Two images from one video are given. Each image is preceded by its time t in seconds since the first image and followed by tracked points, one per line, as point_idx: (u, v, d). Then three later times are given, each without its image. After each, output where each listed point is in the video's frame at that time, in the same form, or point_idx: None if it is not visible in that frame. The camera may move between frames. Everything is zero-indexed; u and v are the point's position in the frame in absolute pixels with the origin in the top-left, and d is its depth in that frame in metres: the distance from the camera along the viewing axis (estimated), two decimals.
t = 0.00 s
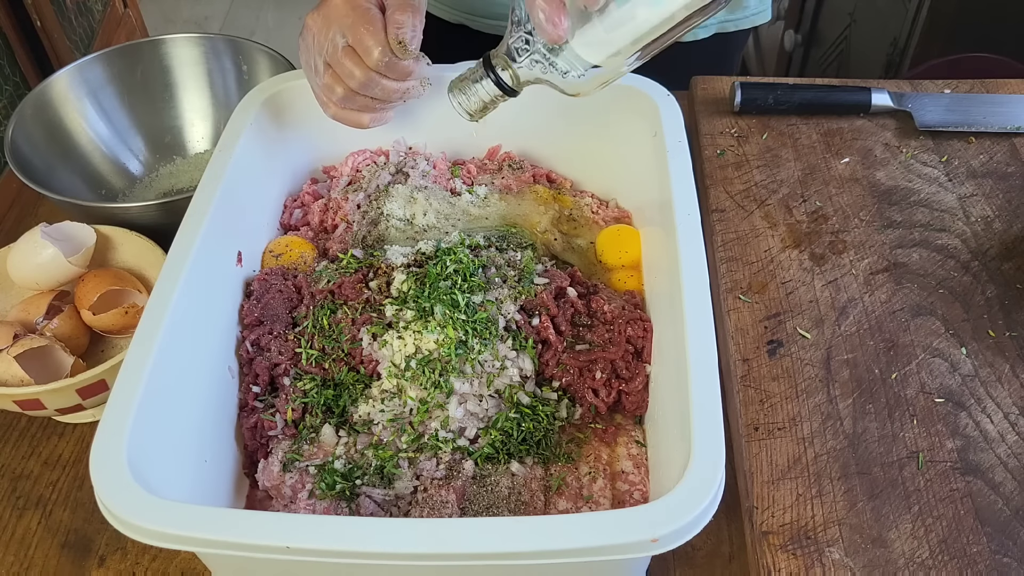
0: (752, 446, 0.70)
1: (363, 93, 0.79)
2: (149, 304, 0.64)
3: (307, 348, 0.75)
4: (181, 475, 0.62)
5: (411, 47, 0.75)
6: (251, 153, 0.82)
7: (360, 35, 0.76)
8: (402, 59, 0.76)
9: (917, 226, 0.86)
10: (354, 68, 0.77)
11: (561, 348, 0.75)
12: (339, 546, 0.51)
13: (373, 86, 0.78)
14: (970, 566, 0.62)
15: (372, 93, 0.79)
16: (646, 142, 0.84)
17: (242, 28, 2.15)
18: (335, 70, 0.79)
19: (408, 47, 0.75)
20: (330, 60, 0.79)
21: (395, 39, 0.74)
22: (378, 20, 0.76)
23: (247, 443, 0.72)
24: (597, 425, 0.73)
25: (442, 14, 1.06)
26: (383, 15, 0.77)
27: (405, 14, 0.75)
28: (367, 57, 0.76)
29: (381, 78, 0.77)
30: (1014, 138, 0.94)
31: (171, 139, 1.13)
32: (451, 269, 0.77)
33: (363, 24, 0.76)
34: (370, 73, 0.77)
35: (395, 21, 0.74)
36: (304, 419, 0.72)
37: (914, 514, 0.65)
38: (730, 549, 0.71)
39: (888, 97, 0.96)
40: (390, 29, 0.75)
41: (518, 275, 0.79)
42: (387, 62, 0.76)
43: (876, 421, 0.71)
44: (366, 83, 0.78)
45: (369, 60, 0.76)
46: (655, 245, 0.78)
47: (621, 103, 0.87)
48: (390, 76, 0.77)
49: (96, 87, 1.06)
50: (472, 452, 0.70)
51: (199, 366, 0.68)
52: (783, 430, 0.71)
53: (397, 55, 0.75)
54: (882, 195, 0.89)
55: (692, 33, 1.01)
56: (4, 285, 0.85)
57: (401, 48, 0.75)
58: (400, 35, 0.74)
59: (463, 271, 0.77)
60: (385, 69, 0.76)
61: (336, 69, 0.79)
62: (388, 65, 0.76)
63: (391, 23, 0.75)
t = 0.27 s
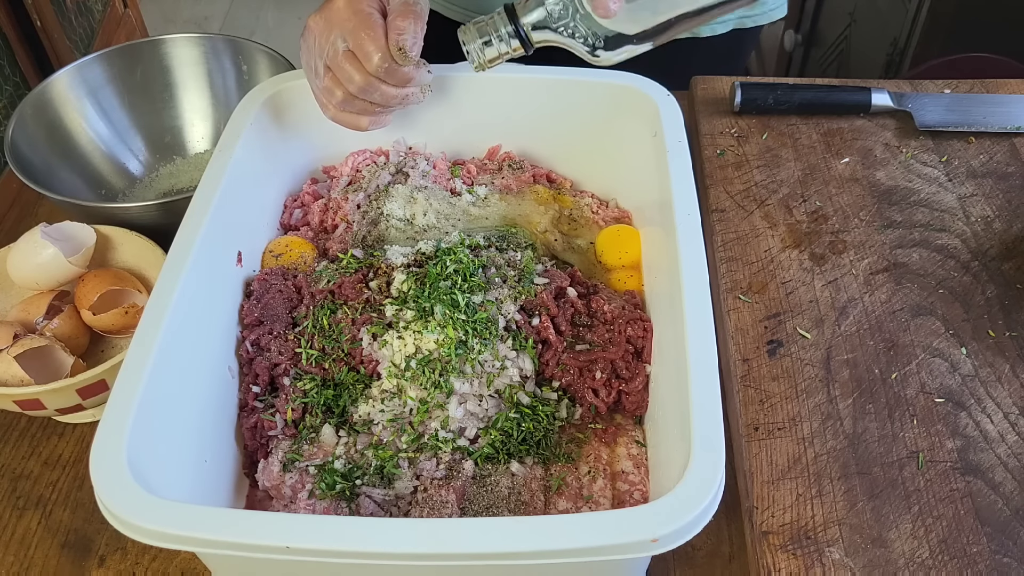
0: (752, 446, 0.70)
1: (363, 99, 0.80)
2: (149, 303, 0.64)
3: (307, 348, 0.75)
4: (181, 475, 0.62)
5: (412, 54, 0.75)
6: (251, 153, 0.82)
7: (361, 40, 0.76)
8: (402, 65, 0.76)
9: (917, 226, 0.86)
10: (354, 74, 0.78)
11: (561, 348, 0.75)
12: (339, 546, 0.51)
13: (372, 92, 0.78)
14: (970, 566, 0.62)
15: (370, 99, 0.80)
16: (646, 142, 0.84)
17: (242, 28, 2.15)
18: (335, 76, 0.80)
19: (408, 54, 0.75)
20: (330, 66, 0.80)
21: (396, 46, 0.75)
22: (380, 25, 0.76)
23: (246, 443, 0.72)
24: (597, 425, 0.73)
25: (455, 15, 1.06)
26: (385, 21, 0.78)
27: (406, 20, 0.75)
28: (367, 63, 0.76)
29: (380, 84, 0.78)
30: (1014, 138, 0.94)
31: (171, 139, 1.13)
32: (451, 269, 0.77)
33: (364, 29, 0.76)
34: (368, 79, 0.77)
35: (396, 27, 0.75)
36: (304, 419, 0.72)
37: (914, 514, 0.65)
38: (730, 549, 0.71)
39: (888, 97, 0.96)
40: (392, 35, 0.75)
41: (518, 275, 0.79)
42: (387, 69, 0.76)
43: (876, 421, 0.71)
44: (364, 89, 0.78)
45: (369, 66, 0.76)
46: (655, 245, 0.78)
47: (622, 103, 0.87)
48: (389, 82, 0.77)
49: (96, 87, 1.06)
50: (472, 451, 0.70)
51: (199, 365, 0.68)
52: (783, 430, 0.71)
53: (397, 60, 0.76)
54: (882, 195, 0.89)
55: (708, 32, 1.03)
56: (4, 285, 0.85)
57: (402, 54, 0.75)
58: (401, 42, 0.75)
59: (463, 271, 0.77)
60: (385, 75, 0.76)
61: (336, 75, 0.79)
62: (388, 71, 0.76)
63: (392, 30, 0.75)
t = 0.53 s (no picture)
0: (752, 446, 0.70)
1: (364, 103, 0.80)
2: (149, 303, 0.64)
3: (307, 348, 0.75)
4: (181, 475, 0.61)
5: (413, 60, 0.76)
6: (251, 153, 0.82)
7: (362, 45, 0.76)
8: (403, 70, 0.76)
9: (918, 226, 0.86)
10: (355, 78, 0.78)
11: (561, 348, 0.75)
12: (338, 546, 0.51)
13: (371, 96, 0.79)
14: (970, 566, 0.62)
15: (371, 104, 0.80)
16: (646, 142, 0.84)
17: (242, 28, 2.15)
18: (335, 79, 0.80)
19: (409, 61, 0.76)
20: (331, 68, 0.80)
21: (397, 52, 0.75)
22: (382, 30, 0.76)
23: (247, 443, 0.72)
24: (597, 425, 0.73)
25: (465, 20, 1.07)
26: (387, 25, 0.77)
27: (408, 27, 0.76)
28: (368, 68, 0.77)
29: (381, 90, 0.78)
30: (1014, 138, 0.94)
31: (171, 139, 1.13)
32: (451, 269, 0.77)
33: (366, 34, 0.76)
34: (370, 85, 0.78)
35: (397, 34, 0.76)
36: (304, 419, 0.72)
37: (914, 514, 0.65)
38: (730, 549, 0.71)
39: (888, 97, 0.96)
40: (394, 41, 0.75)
41: (518, 275, 0.79)
42: (389, 75, 0.76)
43: (876, 421, 0.71)
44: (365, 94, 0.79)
45: (369, 72, 0.77)
46: (655, 245, 0.78)
47: (622, 103, 0.87)
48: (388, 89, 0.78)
49: (96, 87, 1.06)
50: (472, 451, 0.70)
51: (199, 366, 0.68)
52: (783, 430, 0.71)
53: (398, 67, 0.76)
54: (882, 195, 0.89)
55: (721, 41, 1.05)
56: (4, 285, 0.85)
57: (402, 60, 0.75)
58: (403, 48, 0.75)
59: (463, 271, 0.77)
60: (386, 80, 0.77)
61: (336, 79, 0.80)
62: (388, 77, 0.76)
63: (394, 36, 0.76)
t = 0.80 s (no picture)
0: (752, 446, 0.70)
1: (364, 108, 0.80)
2: (149, 304, 0.64)
3: (307, 348, 0.75)
4: (181, 476, 0.61)
5: (414, 67, 0.75)
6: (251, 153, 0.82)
7: (364, 50, 0.76)
8: (404, 77, 0.76)
9: (917, 226, 0.86)
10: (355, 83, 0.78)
11: (561, 348, 0.75)
12: (338, 546, 0.51)
13: (372, 102, 0.79)
14: (970, 566, 0.62)
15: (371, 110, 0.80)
16: (646, 143, 0.84)
17: (242, 28, 2.16)
18: (337, 83, 0.80)
19: (409, 66, 0.75)
20: (332, 71, 0.80)
21: (398, 58, 0.75)
22: (383, 35, 0.76)
23: (247, 443, 0.72)
24: (597, 425, 0.73)
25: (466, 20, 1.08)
26: (388, 30, 0.77)
27: (409, 32, 0.76)
28: (369, 73, 0.77)
29: (382, 96, 0.78)
30: (1015, 138, 0.94)
31: (171, 138, 1.13)
32: (451, 269, 0.77)
33: (367, 39, 0.76)
34: (371, 92, 0.78)
35: (399, 39, 0.75)
36: (304, 419, 0.72)
37: (914, 514, 0.65)
38: (730, 549, 0.71)
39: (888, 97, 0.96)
40: (396, 47, 0.75)
41: (518, 275, 0.79)
42: (389, 80, 0.76)
43: (875, 421, 0.71)
44: (365, 100, 0.79)
45: (370, 79, 0.77)
46: (655, 246, 0.78)
47: (621, 103, 0.87)
48: (388, 96, 0.78)
49: (96, 87, 1.06)
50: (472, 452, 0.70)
51: (199, 366, 0.68)
52: (783, 430, 0.71)
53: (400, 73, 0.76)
54: (882, 195, 0.89)
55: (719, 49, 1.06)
56: (4, 285, 0.85)
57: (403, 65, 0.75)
58: (404, 54, 0.75)
59: (463, 271, 0.77)
60: (386, 86, 0.77)
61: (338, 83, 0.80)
62: (390, 83, 0.76)
63: (395, 41, 0.75)
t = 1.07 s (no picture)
0: (752, 446, 0.70)
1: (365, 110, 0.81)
2: (149, 304, 0.64)
3: (307, 348, 0.75)
4: (181, 476, 0.61)
5: (415, 71, 0.75)
6: (252, 153, 0.82)
7: (365, 53, 0.76)
8: (405, 80, 0.76)
9: (918, 226, 0.86)
10: (355, 85, 0.78)
11: (561, 348, 0.75)
12: (338, 546, 0.51)
13: (372, 105, 0.79)
14: (970, 566, 0.62)
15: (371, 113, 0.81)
16: (647, 143, 0.84)
17: (242, 28, 2.16)
18: (337, 84, 0.80)
19: (410, 71, 0.75)
20: (333, 72, 0.80)
21: (399, 62, 0.75)
22: (385, 39, 0.76)
23: (246, 443, 0.72)
24: (597, 424, 0.73)
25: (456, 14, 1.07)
26: (390, 32, 0.77)
27: (410, 36, 0.75)
28: (369, 76, 0.77)
29: (382, 99, 0.78)
30: (1014, 138, 0.94)
31: (171, 139, 1.13)
32: (451, 269, 0.77)
33: (368, 42, 0.76)
34: (371, 95, 0.78)
35: (401, 43, 0.75)
36: (304, 419, 0.72)
37: (914, 514, 0.65)
38: (730, 549, 0.71)
39: (888, 97, 0.96)
40: (397, 50, 0.75)
41: (518, 275, 0.79)
42: (389, 84, 0.76)
43: (876, 421, 0.71)
44: (365, 102, 0.79)
45: (371, 82, 0.77)
46: (655, 246, 0.78)
47: (621, 103, 0.87)
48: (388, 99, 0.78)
49: (96, 87, 1.06)
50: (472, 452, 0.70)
51: (199, 366, 0.68)
52: (783, 430, 0.71)
53: (401, 76, 0.76)
54: (882, 195, 0.89)
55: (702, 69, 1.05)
56: (4, 285, 0.85)
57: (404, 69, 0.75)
58: (405, 58, 0.75)
59: (463, 271, 0.77)
60: (386, 89, 0.77)
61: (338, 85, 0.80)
62: (390, 86, 0.76)
63: (397, 45, 0.75)
